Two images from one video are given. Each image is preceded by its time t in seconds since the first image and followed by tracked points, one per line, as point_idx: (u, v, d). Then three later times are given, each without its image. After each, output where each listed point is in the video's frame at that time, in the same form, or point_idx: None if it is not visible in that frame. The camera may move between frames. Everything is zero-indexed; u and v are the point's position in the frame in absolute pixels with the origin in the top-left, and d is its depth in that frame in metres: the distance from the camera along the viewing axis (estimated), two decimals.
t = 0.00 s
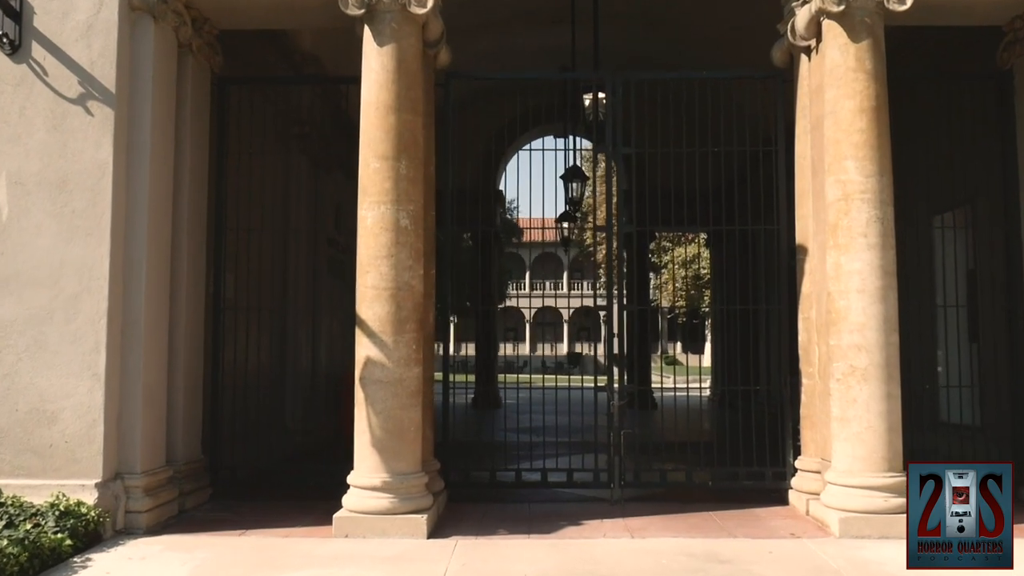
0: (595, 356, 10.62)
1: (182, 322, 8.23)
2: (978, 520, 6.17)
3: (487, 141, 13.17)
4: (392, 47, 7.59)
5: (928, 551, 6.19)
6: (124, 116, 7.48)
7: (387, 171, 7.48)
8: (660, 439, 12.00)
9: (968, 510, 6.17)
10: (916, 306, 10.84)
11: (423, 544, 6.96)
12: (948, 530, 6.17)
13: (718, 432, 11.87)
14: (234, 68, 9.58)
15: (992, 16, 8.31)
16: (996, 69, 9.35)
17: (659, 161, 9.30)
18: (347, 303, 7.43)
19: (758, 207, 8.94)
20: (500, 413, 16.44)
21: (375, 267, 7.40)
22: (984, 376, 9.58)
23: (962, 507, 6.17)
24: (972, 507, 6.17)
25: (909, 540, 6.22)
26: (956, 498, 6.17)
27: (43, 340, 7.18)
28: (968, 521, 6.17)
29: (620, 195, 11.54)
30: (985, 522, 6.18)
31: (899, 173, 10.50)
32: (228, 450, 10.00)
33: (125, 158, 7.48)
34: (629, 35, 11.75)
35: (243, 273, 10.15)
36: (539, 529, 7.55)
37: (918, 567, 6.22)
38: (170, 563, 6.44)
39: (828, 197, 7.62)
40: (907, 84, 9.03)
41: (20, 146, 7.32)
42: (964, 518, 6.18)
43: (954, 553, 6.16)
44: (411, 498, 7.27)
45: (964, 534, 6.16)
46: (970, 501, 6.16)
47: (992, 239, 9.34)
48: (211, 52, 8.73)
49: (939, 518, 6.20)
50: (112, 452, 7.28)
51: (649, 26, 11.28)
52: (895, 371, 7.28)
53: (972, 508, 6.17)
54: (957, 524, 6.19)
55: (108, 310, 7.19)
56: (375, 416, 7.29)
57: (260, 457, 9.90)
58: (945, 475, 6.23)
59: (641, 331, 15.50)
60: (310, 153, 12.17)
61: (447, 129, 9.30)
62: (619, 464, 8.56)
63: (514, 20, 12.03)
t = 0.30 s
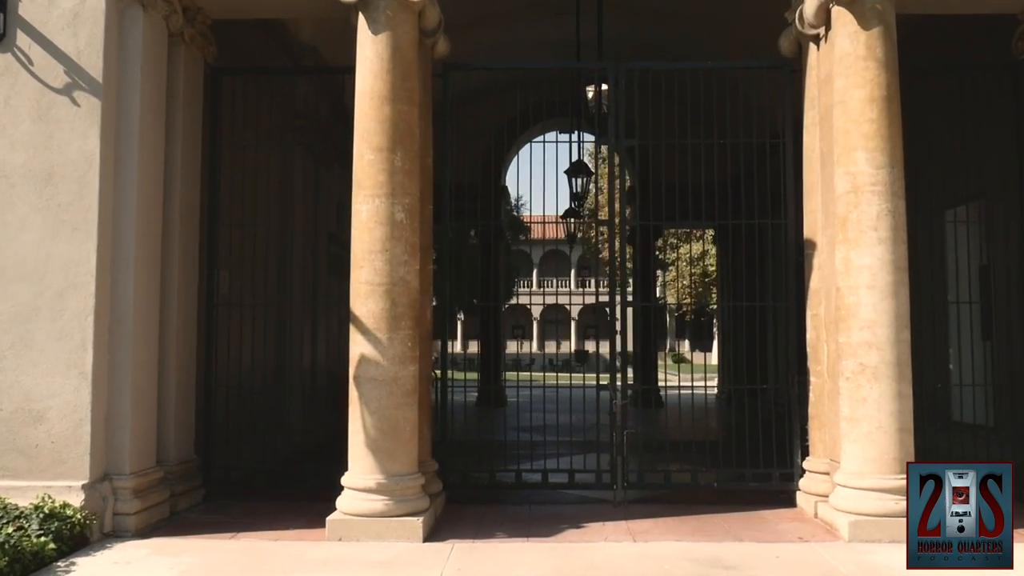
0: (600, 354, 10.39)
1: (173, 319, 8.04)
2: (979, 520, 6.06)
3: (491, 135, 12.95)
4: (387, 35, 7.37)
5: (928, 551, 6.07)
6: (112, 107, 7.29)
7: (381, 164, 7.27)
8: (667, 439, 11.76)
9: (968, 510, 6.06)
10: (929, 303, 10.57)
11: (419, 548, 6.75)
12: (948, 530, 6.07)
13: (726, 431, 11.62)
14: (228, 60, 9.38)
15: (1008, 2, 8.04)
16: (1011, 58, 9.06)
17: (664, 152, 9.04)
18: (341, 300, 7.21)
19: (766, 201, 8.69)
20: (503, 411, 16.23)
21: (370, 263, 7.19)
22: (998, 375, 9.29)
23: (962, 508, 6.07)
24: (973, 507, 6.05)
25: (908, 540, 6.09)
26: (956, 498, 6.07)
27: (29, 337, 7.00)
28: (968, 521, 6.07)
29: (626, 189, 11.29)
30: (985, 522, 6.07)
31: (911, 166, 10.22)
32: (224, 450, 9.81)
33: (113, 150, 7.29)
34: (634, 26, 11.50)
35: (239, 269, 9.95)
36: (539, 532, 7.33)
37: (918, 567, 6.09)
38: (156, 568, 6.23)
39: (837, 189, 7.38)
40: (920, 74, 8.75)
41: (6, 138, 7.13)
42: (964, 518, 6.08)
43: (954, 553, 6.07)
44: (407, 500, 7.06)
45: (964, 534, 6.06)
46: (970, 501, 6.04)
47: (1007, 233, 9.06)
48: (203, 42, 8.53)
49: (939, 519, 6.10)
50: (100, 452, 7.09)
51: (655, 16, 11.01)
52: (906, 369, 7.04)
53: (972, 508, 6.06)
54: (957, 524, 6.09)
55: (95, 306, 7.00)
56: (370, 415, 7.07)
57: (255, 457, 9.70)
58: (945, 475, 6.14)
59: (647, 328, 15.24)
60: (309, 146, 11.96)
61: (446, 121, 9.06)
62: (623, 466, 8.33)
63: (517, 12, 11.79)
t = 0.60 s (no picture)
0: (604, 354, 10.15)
1: (163, 317, 7.84)
2: (979, 520, 5.90)
3: (493, 130, 12.71)
4: (381, 25, 7.15)
5: (928, 551, 5.98)
6: (98, 99, 7.09)
7: (376, 158, 7.06)
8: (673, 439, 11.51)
9: (969, 510, 5.89)
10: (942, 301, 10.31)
11: (414, 554, 6.53)
12: (947, 530, 5.95)
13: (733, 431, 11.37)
14: (222, 52, 9.19)
15: None
16: None
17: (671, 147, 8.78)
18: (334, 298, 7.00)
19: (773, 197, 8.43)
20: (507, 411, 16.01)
21: (364, 260, 6.98)
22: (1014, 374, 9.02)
23: (962, 508, 5.90)
24: (973, 507, 5.88)
25: (908, 540, 5.98)
26: (956, 498, 5.91)
27: (13, 335, 6.80)
28: (968, 521, 5.91)
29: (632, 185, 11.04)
30: (985, 522, 5.91)
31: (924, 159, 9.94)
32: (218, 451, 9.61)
33: (99, 143, 7.09)
34: (639, 18, 11.25)
35: (234, 266, 9.74)
36: (538, 537, 7.10)
37: (918, 567, 6.02)
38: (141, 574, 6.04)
39: (846, 183, 7.14)
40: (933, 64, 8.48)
41: None
42: (964, 518, 5.92)
43: (954, 553, 5.97)
44: (402, 505, 6.84)
45: (964, 534, 5.93)
46: (970, 501, 5.87)
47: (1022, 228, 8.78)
48: (195, 34, 8.34)
49: (939, 518, 5.96)
50: (86, 454, 6.89)
51: (660, 8, 10.78)
52: (918, 369, 6.79)
53: (973, 508, 5.89)
54: (957, 524, 5.95)
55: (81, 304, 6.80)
56: (364, 417, 6.85)
57: (251, 459, 9.48)
58: (945, 475, 5.99)
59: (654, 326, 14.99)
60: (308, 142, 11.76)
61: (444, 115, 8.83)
62: (626, 469, 8.09)
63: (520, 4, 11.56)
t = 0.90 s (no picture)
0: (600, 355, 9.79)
1: (151, 317, 7.64)
2: (979, 520, 6.16)
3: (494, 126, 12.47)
4: (374, 17, 6.94)
5: (928, 551, 6.17)
6: (83, 93, 6.90)
7: (368, 152, 6.85)
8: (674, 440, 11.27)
9: (968, 510, 6.16)
10: (952, 301, 10.07)
11: (406, 562, 6.32)
12: (948, 530, 6.18)
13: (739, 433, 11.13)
14: (215, 46, 8.99)
15: None
16: None
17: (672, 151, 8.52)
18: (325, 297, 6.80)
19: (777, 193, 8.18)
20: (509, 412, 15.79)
21: (356, 258, 6.77)
22: None
23: (962, 508, 6.17)
24: (973, 507, 6.16)
25: (909, 540, 6.19)
26: (956, 498, 6.16)
27: None
28: (968, 521, 6.18)
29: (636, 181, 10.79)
30: (985, 522, 6.16)
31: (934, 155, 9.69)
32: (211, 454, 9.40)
33: (85, 138, 6.90)
34: (641, 11, 11.02)
35: (228, 265, 9.54)
36: (535, 544, 6.88)
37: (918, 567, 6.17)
38: None
39: (854, 179, 6.92)
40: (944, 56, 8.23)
41: None
42: (964, 518, 6.18)
43: (954, 553, 6.16)
44: (395, 511, 6.63)
45: (965, 534, 6.16)
46: (970, 501, 6.15)
47: None
48: (186, 27, 8.14)
49: (939, 519, 6.20)
50: (70, 458, 6.70)
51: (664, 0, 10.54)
52: (929, 371, 6.57)
53: (972, 508, 6.16)
54: (958, 524, 6.19)
55: (65, 304, 6.60)
56: (355, 420, 6.65)
57: (244, 461, 9.28)
58: (945, 475, 6.22)
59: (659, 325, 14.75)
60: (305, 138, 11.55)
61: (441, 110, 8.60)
62: (627, 473, 7.86)
63: None
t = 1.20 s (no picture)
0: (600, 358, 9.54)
1: (135, 317, 7.43)
2: (979, 520, 6.16)
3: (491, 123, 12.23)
4: (364, 8, 6.73)
5: (928, 551, 6.12)
6: (64, 86, 6.68)
7: (357, 148, 6.63)
8: (675, 443, 11.03)
9: (968, 510, 6.16)
10: (959, 300, 9.85)
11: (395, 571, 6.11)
12: (947, 530, 6.16)
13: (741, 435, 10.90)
14: (205, 41, 8.79)
15: None
16: None
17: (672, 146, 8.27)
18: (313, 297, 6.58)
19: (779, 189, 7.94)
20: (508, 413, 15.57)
21: (344, 257, 6.55)
22: None
23: (962, 508, 6.16)
24: (972, 507, 6.16)
25: (909, 540, 6.13)
26: (956, 498, 6.15)
27: None
28: (968, 521, 6.17)
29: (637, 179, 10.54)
30: (985, 522, 6.16)
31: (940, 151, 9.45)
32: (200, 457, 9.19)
33: (65, 134, 6.69)
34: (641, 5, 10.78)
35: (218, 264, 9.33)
36: (530, 552, 6.66)
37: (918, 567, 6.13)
38: None
39: (859, 175, 6.70)
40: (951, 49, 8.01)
41: None
42: (964, 518, 6.17)
43: (954, 553, 6.15)
44: (384, 518, 6.42)
45: (965, 534, 6.15)
46: (970, 501, 6.14)
47: None
48: (173, 20, 7.94)
49: (939, 518, 6.17)
50: (50, 463, 6.49)
51: None
52: (937, 374, 6.35)
53: (972, 508, 6.16)
54: (957, 524, 6.17)
55: (44, 304, 6.40)
56: (343, 425, 6.44)
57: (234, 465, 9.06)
58: (945, 475, 6.20)
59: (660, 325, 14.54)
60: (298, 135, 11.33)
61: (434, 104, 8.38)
62: (625, 479, 7.63)
63: None
